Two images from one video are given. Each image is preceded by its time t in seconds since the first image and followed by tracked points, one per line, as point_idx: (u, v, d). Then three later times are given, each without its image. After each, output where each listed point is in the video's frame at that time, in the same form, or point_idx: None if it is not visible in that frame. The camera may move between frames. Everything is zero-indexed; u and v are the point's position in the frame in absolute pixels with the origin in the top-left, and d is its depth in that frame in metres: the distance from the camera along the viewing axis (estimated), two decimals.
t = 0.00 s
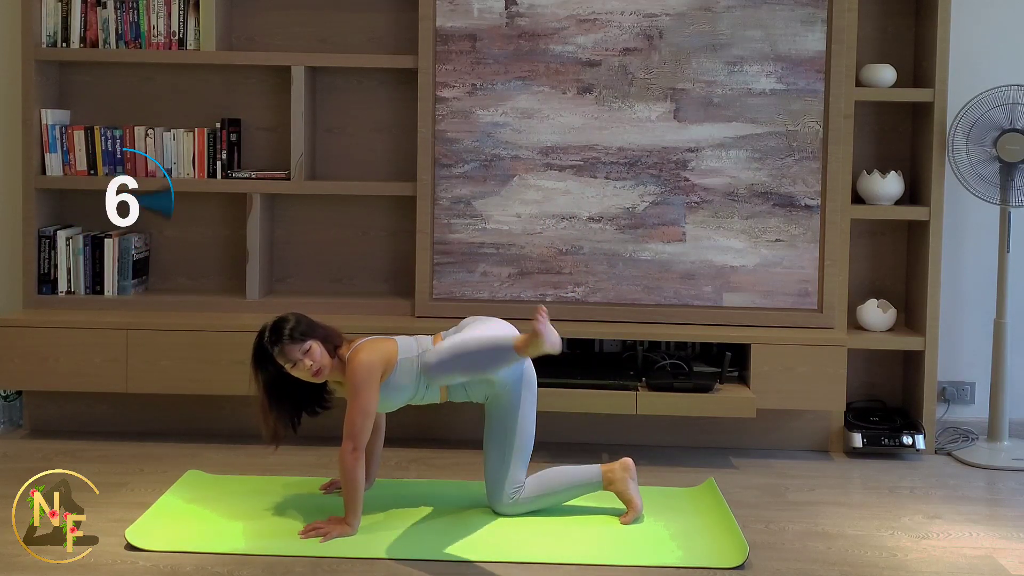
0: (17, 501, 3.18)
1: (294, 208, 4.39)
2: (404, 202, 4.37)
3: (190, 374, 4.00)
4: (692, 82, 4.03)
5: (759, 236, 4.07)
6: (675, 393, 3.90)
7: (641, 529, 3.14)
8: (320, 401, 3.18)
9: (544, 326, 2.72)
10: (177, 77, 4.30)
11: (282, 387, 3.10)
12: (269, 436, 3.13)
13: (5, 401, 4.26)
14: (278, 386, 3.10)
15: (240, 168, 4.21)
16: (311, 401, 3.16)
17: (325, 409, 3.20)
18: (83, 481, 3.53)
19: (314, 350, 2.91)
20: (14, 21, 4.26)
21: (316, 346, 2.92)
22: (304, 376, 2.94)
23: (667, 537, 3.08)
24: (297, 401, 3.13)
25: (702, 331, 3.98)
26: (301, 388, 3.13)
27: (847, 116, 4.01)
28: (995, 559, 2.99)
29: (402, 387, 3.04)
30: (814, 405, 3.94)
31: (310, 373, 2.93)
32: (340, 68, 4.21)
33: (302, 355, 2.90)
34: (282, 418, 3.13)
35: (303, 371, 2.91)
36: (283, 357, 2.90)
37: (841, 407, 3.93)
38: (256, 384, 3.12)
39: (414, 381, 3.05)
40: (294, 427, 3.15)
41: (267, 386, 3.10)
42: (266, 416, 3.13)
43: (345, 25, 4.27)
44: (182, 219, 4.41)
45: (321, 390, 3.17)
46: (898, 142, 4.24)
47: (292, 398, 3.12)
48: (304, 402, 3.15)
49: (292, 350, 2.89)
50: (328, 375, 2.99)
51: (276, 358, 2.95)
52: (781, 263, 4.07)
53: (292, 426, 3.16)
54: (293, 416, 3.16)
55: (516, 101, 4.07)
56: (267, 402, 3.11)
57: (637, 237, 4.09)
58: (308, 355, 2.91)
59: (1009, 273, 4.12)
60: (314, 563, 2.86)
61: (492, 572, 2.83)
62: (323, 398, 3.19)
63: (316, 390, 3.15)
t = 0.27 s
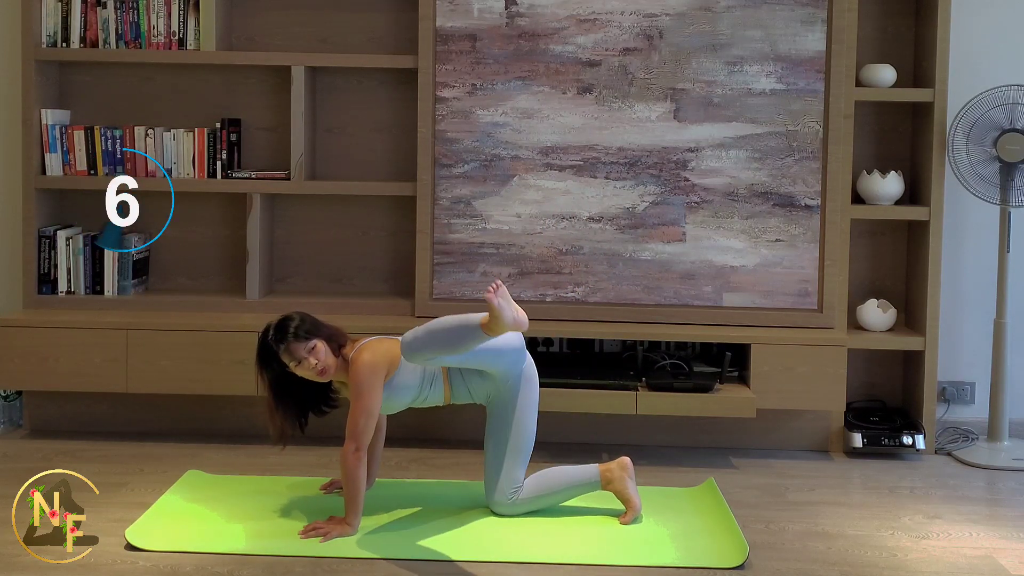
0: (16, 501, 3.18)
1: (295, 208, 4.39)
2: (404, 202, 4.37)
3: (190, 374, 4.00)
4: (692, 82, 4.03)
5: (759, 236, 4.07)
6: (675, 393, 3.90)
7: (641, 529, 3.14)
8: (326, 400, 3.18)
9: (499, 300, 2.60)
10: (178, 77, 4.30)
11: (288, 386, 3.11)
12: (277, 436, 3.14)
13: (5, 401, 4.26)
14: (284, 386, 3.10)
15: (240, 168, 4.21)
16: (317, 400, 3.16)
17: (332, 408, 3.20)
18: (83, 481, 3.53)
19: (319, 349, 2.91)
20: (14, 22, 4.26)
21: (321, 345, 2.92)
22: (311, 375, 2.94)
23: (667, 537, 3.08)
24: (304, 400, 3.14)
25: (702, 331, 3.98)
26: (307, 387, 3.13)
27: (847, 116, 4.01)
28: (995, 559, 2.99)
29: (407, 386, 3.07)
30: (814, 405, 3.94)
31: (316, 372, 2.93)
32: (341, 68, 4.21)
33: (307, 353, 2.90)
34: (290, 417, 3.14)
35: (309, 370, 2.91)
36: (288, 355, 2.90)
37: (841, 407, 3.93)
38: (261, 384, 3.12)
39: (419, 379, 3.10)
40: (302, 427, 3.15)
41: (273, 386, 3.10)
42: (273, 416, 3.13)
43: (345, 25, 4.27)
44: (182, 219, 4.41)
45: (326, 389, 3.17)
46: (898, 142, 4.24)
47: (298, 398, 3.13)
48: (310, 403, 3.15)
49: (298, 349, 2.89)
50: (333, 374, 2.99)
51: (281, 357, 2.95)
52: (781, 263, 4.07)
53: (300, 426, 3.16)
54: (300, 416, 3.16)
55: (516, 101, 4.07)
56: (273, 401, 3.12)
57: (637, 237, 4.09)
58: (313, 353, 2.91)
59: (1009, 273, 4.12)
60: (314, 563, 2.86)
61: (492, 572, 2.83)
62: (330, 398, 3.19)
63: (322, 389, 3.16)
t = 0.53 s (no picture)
0: (17, 501, 3.18)
1: (295, 207, 4.39)
2: (404, 202, 4.37)
3: (190, 374, 4.00)
4: (692, 82, 4.03)
5: (759, 236, 4.07)
6: (675, 393, 3.90)
7: (641, 529, 3.14)
8: (324, 399, 3.17)
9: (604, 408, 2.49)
10: (178, 77, 4.30)
11: (284, 386, 3.10)
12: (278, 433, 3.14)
13: (5, 401, 4.26)
14: (281, 384, 3.09)
15: (240, 168, 4.21)
16: (314, 399, 3.15)
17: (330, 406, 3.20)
18: (83, 481, 3.53)
19: (314, 348, 2.91)
20: (14, 21, 4.26)
21: (317, 344, 2.91)
22: (306, 374, 2.93)
23: (667, 537, 3.08)
24: (302, 398, 3.13)
25: (702, 331, 3.98)
26: (303, 386, 3.12)
27: (847, 116, 4.01)
28: (995, 559, 2.99)
29: (402, 387, 3.05)
30: (814, 405, 3.94)
31: (312, 372, 2.92)
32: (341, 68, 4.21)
33: (303, 353, 2.89)
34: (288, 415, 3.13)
35: (304, 369, 2.90)
36: (283, 355, 2.89)
37: (841, 407, 3.93)
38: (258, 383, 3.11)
39: (414, 381, 3.07)
40: (300, 424, 3.15)
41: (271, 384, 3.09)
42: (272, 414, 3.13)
43: (345, 25, 4.27)
44: (182, 219, 4.41)
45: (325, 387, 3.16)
46: (898, 142, 4.24)
47: (297, 396, 3.12)
48: (307, 402, 3.15)
49: (293, 349, 2.88)
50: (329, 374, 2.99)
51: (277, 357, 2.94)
52: (781, 263, 4.07)
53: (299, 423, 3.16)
54: (297, 415, 3.15)
55: (516, 101, 4.07)
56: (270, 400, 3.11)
57: (637, 237, 4.09)
58: (308, 353, 2.91)
59: (1009, 273, 4.12)
60: (314, 563, 2.86)
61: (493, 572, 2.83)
62: (326, 397, 3.18)
63: (320, 387, 3.15)
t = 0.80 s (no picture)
0: (17, 501, 3.18)
1: (295, 207, 4.39)
2: (404, 202, 4.37)
3: (190, 374, 4.00)
4: (692, 82, 4.03)
5: (759, 236, 4.07)
6: (675, 393, 3.90)
7: (641, 529, 3.14)
8: (318, 397, 3.18)
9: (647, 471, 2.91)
10: (178, 77, 4.30)
11: (279, 382, 3.10)
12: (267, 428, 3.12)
13: (5, 401, 4.26)
14: (276, 380, 3.09)
15: (240, 168, 4.21)
16: (309, 396, 3.16)
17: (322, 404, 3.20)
18: (83, 481, 3.53)
19: (307, 348, 2.91)
20: (14, 21, 4.26)
21: (309, 344, 2.92)
22: (298, 373, 2.94)
23: (667, 537, 3.08)
24: (295, 394, 3.13)
25: (702, 331, 3.98)
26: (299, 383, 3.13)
27: (847, 116, 4.01)
28: (995, 559, 2.99)
29: (397, 388, 3.05)
30: (813, 405, 3.94)
31: (304, 370, 2.93)
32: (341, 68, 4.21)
33: (295, 352, 2.90)
34: (280, 411, 3.13)
35: (295, 368, 2.92)
36: (276, 353, 2.90)
37: (841, 407, 3.93)
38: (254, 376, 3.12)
39: (408, 383, 3.07)
40: (292, 421, 3.15)
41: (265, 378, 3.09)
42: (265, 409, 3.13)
43: (345, 25, 4.27)
44: (182, 219, 4.41)
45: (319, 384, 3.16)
46: (898, 142, 4.24)
47: (290, 392, 3.12)
48: (302, 399, 3.15)
49: (285, 348, 2.89)
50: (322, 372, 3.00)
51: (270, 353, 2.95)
52: (781, 263, 4.07)
53: (291, 419, 3.16)
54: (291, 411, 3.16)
55: (516, 101, 4.07)
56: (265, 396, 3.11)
57: (637, 237, 4.09)
58: (301, 352, 2.91)
59: (1009, 273, 4.11)
60: (314, 563, 2.86)
61: (492, 572, 2.83)
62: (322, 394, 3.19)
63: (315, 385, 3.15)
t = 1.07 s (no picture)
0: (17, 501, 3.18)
1: (295, 207, 4.39)
2: (404, 202, 4.37)
3: (190, 374, 4.00)
4: (692, 82, 4.03)
5: (759, 236, 4.07)
6: (675, 393, 3.90)
7: (641, 530, 3.14)
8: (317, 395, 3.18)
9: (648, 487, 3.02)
10: (178, 77, 4.30)
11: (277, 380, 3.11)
12: (263, 425, 3.11)
13: (5, 401, 4.26)
14: (273, 377, 3.09)
15: (240, 168, 4.21)
16: (308, 394, 3.16)
17: (321, 401, 3.20)
18: (83, 481, 3.53)
19: (297, 348, 2.92)
20: (13, 21, 4.26)
21: (300, 343, 2.92)
22: (289, 371, 2.95)
23: (667, 537, 3.08)
24: (292, 392, 3.13)
25: (703, 331, 3.98)
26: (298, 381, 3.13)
27: (847, 116, 4.01)
28: (995, 559, 3.00)
29: (393, 387, 3.05)
30: (813, 405, 3.94)
31: (295, 369, 2.94)
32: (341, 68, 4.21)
33: (285, 351, 2.91)
34: (278, 409, 3.13)
35: (285, 367, 2.93)
36: (266, 350, 2.92)
37: (841, 407, 3.93)
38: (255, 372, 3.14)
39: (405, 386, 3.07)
40: (289, 418, 3.15)
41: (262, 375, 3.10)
42: (262, 406, 3.13)
43: (345, 25, 4.27)
44: (182, 219, 4.41)
45: (317, 383, 3.16)
46: (898, 142, 4.24)
47: (287, 390, 3.12)
48: (301, 397, 3.16)
49: (275, 346, 2.90)
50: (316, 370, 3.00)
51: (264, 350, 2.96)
52: (781, 263, 4.07)
53: (289, 417, 3.16)
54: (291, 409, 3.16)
55: (516, 101, 4.07)
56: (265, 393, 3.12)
57: (637, 237, 4.09)
58: (291, 351, 2.92)
59: (1009, 273, 4.11)
60: (314, 563, 2.86)
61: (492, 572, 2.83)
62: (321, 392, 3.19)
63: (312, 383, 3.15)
